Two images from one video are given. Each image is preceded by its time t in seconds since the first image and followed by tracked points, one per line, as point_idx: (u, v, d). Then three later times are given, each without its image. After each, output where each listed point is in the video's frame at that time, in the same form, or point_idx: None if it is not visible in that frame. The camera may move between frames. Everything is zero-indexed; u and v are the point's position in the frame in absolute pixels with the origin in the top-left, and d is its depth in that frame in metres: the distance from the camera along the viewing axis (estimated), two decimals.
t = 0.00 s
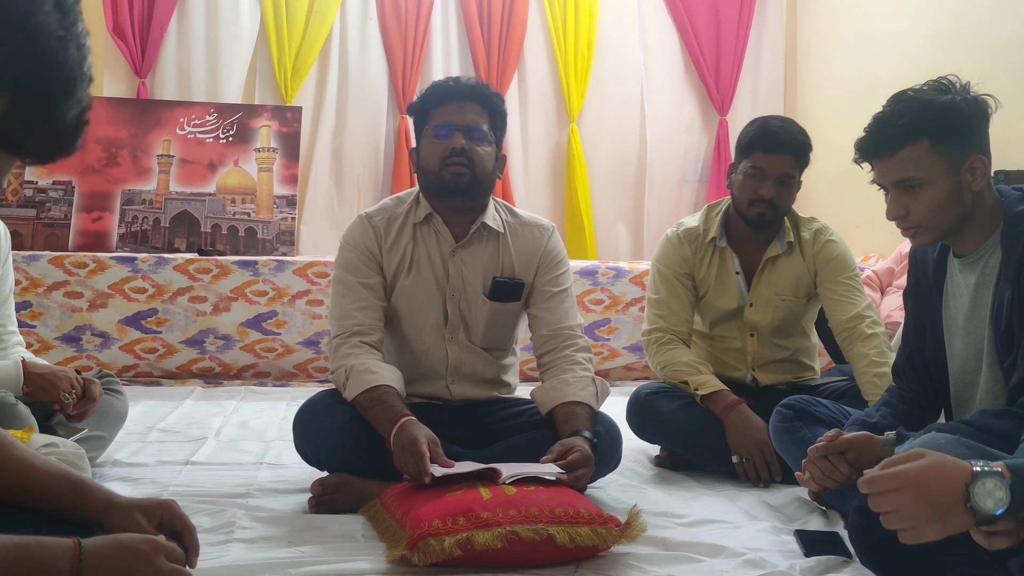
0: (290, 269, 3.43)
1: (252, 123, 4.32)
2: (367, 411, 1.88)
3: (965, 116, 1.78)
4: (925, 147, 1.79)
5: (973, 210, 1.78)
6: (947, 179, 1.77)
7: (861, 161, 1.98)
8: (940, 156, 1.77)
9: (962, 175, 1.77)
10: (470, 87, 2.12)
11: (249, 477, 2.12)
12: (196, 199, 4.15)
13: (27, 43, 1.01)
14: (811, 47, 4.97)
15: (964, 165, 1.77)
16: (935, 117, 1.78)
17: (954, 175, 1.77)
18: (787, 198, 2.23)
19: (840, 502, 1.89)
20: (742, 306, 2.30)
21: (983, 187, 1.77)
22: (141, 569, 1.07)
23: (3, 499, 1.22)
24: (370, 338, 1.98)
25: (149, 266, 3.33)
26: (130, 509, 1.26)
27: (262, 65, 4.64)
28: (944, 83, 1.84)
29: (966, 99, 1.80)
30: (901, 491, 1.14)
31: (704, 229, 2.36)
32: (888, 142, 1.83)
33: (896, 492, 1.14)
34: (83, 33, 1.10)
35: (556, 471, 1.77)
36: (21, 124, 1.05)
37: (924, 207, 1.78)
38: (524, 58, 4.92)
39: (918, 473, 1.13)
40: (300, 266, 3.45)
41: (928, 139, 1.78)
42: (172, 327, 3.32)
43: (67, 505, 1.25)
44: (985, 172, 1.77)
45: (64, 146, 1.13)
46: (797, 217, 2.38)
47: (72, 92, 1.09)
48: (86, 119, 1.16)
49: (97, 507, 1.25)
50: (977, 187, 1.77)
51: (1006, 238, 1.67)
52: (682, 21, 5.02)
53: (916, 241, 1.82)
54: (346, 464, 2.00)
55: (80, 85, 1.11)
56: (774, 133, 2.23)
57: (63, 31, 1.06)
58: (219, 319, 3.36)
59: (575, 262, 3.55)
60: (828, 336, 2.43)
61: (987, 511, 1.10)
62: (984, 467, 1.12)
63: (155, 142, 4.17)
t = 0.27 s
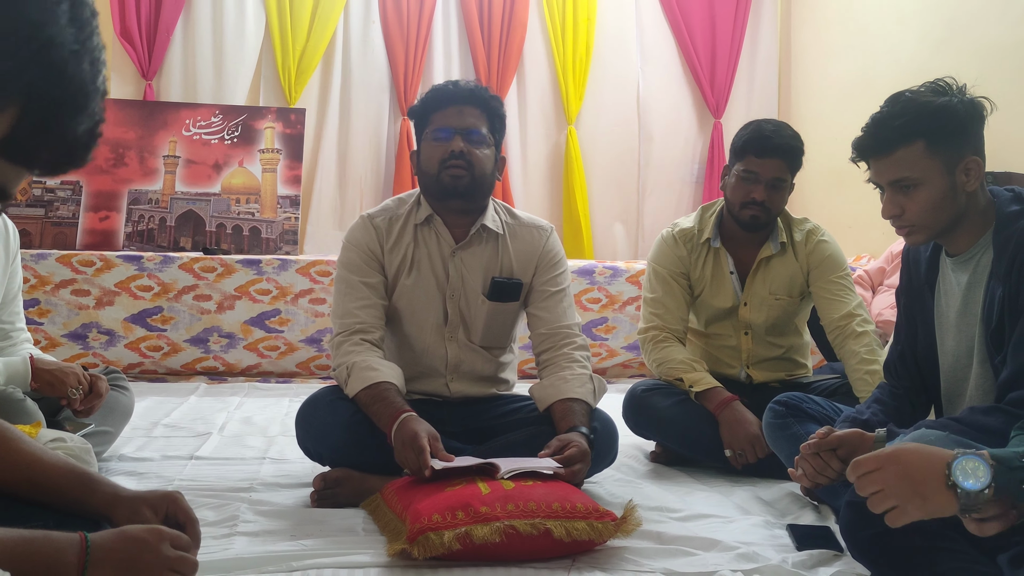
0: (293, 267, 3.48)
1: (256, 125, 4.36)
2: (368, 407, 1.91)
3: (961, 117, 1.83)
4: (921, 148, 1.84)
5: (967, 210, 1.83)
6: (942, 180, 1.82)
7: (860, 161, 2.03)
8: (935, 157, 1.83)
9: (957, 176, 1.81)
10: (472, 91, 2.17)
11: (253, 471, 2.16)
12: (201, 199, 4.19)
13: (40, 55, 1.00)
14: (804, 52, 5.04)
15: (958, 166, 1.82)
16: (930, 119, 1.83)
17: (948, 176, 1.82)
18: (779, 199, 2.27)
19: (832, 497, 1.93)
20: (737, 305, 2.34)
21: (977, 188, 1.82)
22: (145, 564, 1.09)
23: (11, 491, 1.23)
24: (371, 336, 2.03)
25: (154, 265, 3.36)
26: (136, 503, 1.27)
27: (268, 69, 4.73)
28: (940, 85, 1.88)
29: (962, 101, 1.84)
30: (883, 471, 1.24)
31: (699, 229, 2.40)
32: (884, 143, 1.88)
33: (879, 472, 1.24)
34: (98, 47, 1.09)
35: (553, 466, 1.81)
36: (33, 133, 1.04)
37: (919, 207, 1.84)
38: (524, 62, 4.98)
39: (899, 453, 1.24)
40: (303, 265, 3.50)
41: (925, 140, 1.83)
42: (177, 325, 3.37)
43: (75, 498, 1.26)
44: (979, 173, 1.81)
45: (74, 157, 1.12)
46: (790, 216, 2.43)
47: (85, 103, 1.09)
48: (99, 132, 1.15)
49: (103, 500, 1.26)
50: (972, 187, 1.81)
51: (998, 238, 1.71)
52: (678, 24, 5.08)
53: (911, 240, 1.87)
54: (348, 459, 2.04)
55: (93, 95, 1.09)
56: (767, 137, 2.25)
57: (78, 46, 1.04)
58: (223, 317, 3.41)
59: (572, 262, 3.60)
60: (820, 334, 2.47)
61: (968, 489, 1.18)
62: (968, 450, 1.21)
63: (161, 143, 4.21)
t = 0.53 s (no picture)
0: (297, 265, 3.52)
1: (260, 124, 4.43)
2: (371, 402, 1.95)
3: (955, 118, 1.87)
4: (916, 147, 1.87)
5: (961, 209, 1.86)
6: (937, 178, 1.85)
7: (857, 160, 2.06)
8: (930, 156, 1.86)
9: (952, 176, 1.85)
10: (478, 91, 2.21)
11: (257, 465, 2.20)
12: (207, 197, 4.23)
13: (54, 73, 0.86)
14: (800, 52, 5.08)
15: (953, 166, 1.85)
16: (924, 119, 1.86)
17: (943, 175, 1.85)
18: (755, 198, 2.29)
19: (827, 491, 1.97)
20: (727, 304, 2.37)
21: (971, 187, 1.85)
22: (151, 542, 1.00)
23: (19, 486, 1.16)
24: (375, 332, 2.06)
25: (160, 262, 3.42)
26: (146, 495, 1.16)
27: (271, 70, 4.77)
28: (936, 86, 1.91)
29: (958, 101, 1.88)
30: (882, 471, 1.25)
31: (685, 229, 2.44)
32: (881, 142, 1.91)
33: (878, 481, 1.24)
34: (121, 69, 0.94)
35: (553, 457, 1.84)
36: (43, 161, 0.89)
37: (914, 205, 1.87)
38: (524, 63, 5.02)
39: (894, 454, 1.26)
40: (306, 262, 3.54)
41: (920, 140, 1.87)
42: (183, 321, 3.41)
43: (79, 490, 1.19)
44: (973, 173, 1.85)
45: (90, 182, 0.97)
46: (774, 213, 2.45)
47: (105, 123, 0.94)
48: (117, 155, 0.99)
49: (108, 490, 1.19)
50: (966, 187, 1.85)
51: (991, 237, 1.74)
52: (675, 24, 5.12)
53: (905, 238, 1.90)
54: (351, 453, 2.08)
55: (112, 118, 0.94)
56: (739, 138, 2.29)
57: (98, 69, 0.90)
58: (229, 312, 3.45)
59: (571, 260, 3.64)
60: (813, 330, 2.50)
61: (964, 482, 1.19)
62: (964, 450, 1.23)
63: (167, 142, 4.27)
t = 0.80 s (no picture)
0: (301, 264, 3.56)
1: (265, 126, 4.48)
2: (374, 399, 1.99)
3: (947, 121, 1.90)
4: (909, 150, 1.91)
5: (954, 210, 1.89)
6: (930, 180, 1.88)
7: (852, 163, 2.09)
8: (923, 158, 1.89)
9: (944, 177, 1.88)
10: (489, 95, 2.25)
11: (262, 461, 2.24)
12: (212, 198, 4.28)
13: (48, 67, 0.73)
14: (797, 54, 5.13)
15: (946, 168, 1.88)
16: (918, 122, 1.90)
17: (936, 176, 1.88)
18: (733, 200, 2.34)
19: (822, 488, 2.00)
20: (718, 303, 2.42)
21: (963, 189, 1.88)
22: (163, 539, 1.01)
23: (26, 480, 1.18)
24: (378, 330, 2.10)
25: (167, 261, 3.45)
26: (150, 492, 1.21)
27: (276, 72, 4.81)
28: (928, 89, 1.94)
29: (949, 105, 1.92)
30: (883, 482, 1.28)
31: (674, 230, 2.49)
32: (874, 144, 1.95)
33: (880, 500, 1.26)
34: (121, 68, 0.82)
35: (552, 451, 1.88)
36: (34, 165, 0.77)
37: (908, 206, 1.90)
38: (525, 66, 5.06)
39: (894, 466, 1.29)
40: (310, 261, 3.58)
41: (914, 143, 1.90)
42: (189, 318, 3.45)
43: (89, 488, 1.21)
44: (965, 174, 1.88)
45: (87, 186, 0.85)
46: (760, 212, 2.49)
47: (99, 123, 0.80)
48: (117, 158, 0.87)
49: (119, 488, 1.21)
50: (958, 188, 1.88)
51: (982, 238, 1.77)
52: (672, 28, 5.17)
53: (898, 239, 1.94)
54: (354, 450, 2.12)
55: (109, 119, 0.81)
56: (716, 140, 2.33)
57: (97, 66, 0.78)
58: (234, 310, 3.49)
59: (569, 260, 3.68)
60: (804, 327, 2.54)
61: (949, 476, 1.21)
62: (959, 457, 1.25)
63: (173, 144, 4.32)
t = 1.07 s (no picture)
0: (303, 263, 3.61)
1: (268, 128, 4.52)
2: (376, 395, 2.03)
3: (938, 122, 1.95)
4: (900, 150, 1.95)
5: (944, 209, 1.93)
6: (920, 180, 1.92)
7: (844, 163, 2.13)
8: (913, 158, 1.94)
9: (934, 177, 1.92)
10: (490, 98, 2.28)
11: (265, 456, 2.28)
12: (216, 198, 4.32)
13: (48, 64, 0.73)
14: (789, 55, 5.17)
15: (936, 168, 1.92)
16: (909, 123, 1.94)
17: (926, 176, 1.92)
18: (724, 200, 2.38)
19: (814, 481, 2.04)
20: (711, 302, 2.46)
21: (953, 188, 1.92)
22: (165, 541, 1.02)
23: (32, 475, 1.18)
24: (380, 328, 2.14)
25: (171, 261, 3.50)
26: (152, 488, 1.23)
27: (278, 75, 4.86)
28: (918, 90, 1.99)
29: (939, 106, 1.96)
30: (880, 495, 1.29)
31: (667, 231, 2.54)
32: (866, 145, 1.99)
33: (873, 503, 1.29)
34: (117, 62, 0.82)
35: (550, 449, 1.93)
36: (41, 154, 0.77)
37: (899, 206, 1.94)
38: (523, 68, 5.10)
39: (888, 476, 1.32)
40: (312, 261, 3.63)
41: (904, 143, 1.95)
42: (194, 316, 3.49)
43: (94, 484, 1.22)
44: (955, 174, 1.92)
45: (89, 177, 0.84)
46: (752, 212, 2.53)
47: (100, 112, 0.80)
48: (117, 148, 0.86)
49: (123, 485, 1.22)
50: (948, 188, 1.92)
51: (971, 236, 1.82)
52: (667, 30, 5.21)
53: (889, 238, 1.98)
54: (355, 446, 2.17)
55: (109, 108, 0.81)
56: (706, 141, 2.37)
57: (94, 61, 0.77)
58: (238, 308, 3.53)
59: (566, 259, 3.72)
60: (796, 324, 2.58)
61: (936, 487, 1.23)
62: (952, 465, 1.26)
63: (178, 146, 4.34)
